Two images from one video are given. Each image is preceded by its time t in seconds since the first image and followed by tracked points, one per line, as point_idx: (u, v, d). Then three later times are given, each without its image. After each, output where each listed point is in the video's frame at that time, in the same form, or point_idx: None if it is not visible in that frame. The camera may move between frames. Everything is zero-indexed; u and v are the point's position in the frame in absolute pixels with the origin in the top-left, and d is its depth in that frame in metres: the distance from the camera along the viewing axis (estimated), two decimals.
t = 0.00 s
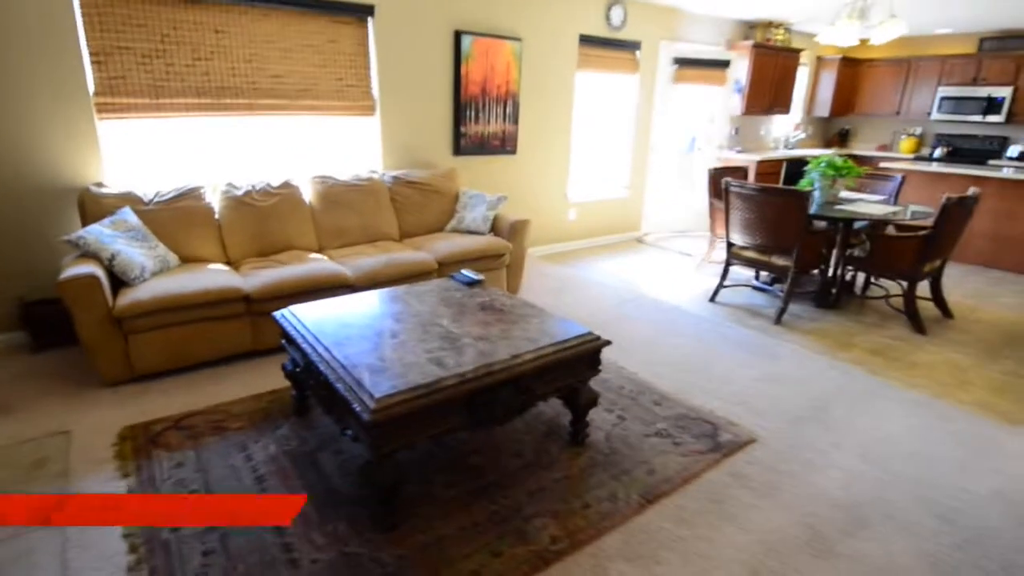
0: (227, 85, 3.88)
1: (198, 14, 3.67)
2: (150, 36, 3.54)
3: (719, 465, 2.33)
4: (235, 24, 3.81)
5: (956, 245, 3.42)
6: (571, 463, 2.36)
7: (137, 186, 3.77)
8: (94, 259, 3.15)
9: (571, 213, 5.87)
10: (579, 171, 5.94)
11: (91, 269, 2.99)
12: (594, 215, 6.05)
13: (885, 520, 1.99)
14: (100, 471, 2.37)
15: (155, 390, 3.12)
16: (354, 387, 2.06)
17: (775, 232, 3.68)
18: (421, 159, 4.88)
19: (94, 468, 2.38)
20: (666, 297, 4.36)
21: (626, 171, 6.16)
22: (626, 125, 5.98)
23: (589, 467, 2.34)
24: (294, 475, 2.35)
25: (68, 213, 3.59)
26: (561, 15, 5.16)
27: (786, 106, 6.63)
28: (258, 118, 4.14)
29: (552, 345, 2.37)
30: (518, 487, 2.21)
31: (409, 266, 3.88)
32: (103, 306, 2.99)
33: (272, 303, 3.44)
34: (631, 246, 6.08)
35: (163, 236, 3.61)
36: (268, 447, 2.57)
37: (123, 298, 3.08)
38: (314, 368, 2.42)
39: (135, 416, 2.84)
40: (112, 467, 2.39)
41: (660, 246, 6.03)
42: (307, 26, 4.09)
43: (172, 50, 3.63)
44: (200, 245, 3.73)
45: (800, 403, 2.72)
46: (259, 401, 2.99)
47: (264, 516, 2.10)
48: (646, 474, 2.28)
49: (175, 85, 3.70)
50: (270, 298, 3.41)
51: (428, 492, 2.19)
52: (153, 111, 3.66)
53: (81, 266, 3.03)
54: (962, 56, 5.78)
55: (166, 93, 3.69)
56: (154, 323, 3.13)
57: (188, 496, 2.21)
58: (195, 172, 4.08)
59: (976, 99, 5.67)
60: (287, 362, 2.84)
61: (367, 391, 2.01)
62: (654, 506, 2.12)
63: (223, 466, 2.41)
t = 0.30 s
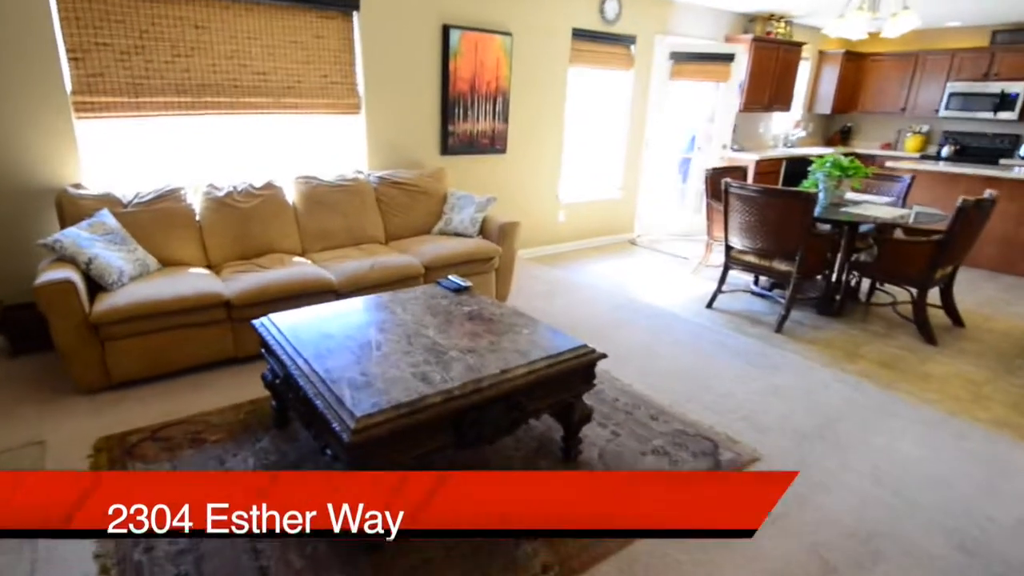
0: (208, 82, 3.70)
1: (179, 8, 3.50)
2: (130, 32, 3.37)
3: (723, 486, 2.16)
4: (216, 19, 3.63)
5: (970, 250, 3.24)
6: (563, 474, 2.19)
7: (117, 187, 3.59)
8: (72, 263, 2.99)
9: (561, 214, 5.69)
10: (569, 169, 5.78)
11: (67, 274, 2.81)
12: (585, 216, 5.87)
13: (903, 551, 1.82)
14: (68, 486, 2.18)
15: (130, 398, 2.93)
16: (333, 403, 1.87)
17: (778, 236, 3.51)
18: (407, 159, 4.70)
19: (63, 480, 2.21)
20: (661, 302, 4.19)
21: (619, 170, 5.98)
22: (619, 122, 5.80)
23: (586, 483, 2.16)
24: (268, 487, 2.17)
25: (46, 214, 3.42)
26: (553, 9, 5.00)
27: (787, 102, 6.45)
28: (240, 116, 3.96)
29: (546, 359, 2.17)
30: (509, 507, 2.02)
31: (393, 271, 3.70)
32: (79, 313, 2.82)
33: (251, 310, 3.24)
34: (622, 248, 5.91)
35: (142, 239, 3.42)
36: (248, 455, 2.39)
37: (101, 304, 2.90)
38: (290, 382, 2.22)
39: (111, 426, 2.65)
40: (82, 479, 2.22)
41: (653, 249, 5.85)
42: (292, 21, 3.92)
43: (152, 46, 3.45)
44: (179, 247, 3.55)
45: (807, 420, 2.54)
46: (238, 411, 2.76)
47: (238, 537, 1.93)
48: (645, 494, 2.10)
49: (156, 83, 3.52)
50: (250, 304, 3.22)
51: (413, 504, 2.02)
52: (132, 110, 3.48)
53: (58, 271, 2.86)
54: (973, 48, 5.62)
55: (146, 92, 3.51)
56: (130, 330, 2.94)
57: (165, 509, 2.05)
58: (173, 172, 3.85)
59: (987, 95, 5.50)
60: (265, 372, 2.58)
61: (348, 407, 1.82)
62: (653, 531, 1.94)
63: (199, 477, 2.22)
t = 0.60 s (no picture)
0: (184, 81, 3.53)
1: (154, 3, 3.34)
2: (101, 28, 3.20)
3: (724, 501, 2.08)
4: (193, 15, 3.47)
5: (963, 253, 3.20)
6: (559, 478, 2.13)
7: (87, 190, 3.40)
8: (37, 273, 2.81)
9: (550, 216, 5.60)
10: (558, 169, 5.69)
11: (31, 284, 2.64)
12: (574, 218, 5.79)
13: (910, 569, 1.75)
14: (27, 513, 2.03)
15: (102, 414, 2.77)
16: (314, 425, 1.74)
17: (772, 239, 3.45)
18: (392, 160, 4.57)
19: (29, 501, 2.08)
20: (654, 306, 4.12)
21: (608, 171, 5.90)
22: (608, 122, 5.72)
23: (583, 497, 2.07)
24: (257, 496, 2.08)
25: (13, 220, 3.22)
26: (542, 7, 4.90)
27: (776, 103, 6.42)
28: (217, 116, 3.80)
29: (540, 372, 2.06)
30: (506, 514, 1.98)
31: (378, 277, 3.57)
32: (44, 324, 2.63)
33: (229, 319, 3.09)
34: (611, 250, 5.84)
35: (114, 245, 3.25)
36: (224, 469, 2.27)
37: (67, 314, 2.73)
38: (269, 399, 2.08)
39: (79, 444, 2.49)
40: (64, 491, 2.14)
41: (643, 251, 5.78)
42: (273, 17, 3.77)
43: (125, 43, 3.29)
44: (154, 253, 3.38)
45: (805, 429, 2.47)
46: (214, 427, 2.62)
47: (212, 568, 1.80)
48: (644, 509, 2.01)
49: (129, 81, 3.35)
50: (228, 313, 3.07)
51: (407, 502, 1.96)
52: (104, 109, 3.30)
53: (21, 281, 2.68)
54: (960, 49, 5.64)
55: (119, 90, 3.33)
56: (100, 342, 2.77)
57: (146, 529, 1.96)
58: (147, 176, 3.68)
59: (974, 97, 5.54)
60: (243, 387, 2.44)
61: (330, 429, 1.70)
62: (653, 554, 1.85)
63: (173, 498, 2.09)
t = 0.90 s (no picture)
0: (142, 79, 3.28)
1: None
2: (45, 19, 2.93)
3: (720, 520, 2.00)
4: (149, 7, 3.22)
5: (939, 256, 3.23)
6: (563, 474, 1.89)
7: (32, 197, 3.12)
8: None
9: (532, 219, 5.52)
10: (538, 172, 5.62)
11: None
12: (555, 222, 5.72)
13: None
14: None
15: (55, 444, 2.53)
16: (286, 461, 1.58)
17: (755, 243, 3.44)
18: (367, 163, 4.38)
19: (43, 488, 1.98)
20: (638, 311, 4.08)
21: (589, 174, 5.86)
22: (588, 125, 5.68)
23: (592, 505, 1.94)
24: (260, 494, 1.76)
25: None
26: (522, 8, 4.82)
27: (750, 107, 6.51)
28: (178, 117, 3.55)
29: (531, 390, 1.96)
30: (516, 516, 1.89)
31: (354, 288, 3.39)
32: None
33: (192, 337, 2.87)
34: (592, 254, 5.80)
35: (62, 257, 2.99)
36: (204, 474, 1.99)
37: (9, 335, 2.47)
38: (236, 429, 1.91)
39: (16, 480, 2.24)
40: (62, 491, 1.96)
41: (624, 254, 5.76)
42: (237, 12, 3.54)
43: (73, 36, 3.02)
44: (108, 265, 3.12)
45: (795, 437, 2.43)
46: (173, 457, 2.40)
47: None
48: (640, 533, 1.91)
49: (79, 78, 3.08)
50: (191, 330, 2.85)
51: (402, 507, 1.73)
52: (51, 108, 3.03)
53: None
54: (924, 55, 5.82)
55: (68, 88, 3.07)
56: (47, 365, 2.52)
57: (150, 530, 1.90)
58: (101, 181, 3.41)
59: (937, 101, 5.71)
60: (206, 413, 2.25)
61: (304, 466, 1.54)
62: None
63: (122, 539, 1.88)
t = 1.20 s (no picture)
0: (86, 74, 2.99)
1: None
2: None
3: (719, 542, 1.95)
4: None
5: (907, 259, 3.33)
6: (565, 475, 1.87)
7: None
8: None
9: (505, 222, 5.42)
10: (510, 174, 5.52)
11: None
12: (528, 225, 5.64)
13: None
14: None
15: None
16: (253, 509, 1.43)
17: (732, 248, 3.46)
18: (334, 166, 4.18)
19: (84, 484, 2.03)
20: (617, 317, 4.04)
21: (561, 175, 5.81)
22: (560, 127, 5.63)
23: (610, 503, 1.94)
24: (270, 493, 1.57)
25: None
26: (493, 7, 4.72)
27: (717, 111, 6.62)
28: (125, 116, 3.26)
29: (518, 414, 1.86)
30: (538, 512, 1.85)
31: (323, 299, 3.21)
32: None
33: (143, 358, 2.63)
34: (566, 257, 5.75)
35: None
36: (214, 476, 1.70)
37: None
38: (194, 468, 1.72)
39: None
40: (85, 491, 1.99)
41: (598, 257, 5.74)
42: (193, 5, 3.30)
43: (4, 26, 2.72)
44: (45, 279, 2.83)
45: (783, 449, 2.42)
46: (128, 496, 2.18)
47: None
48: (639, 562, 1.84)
49: (13, 72, 2.78)
50: (142, 351, 2.61)
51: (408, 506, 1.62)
52: None
53: None
54: (880, 63, 6.05)
55: None
56: None
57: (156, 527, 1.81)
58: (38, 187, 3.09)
59: (893, 107, 5.96)
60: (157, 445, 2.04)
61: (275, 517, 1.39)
62: None
63: None
